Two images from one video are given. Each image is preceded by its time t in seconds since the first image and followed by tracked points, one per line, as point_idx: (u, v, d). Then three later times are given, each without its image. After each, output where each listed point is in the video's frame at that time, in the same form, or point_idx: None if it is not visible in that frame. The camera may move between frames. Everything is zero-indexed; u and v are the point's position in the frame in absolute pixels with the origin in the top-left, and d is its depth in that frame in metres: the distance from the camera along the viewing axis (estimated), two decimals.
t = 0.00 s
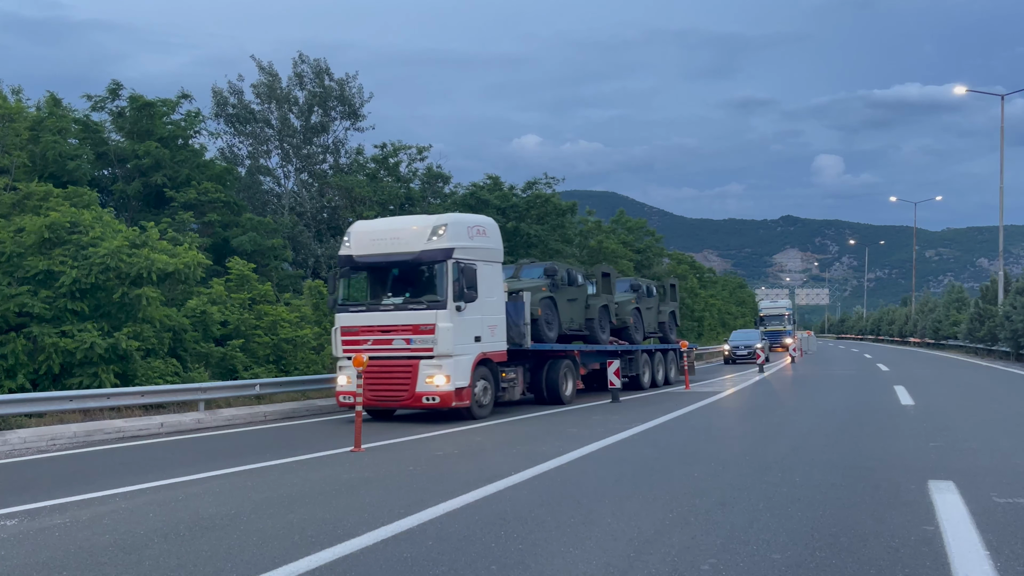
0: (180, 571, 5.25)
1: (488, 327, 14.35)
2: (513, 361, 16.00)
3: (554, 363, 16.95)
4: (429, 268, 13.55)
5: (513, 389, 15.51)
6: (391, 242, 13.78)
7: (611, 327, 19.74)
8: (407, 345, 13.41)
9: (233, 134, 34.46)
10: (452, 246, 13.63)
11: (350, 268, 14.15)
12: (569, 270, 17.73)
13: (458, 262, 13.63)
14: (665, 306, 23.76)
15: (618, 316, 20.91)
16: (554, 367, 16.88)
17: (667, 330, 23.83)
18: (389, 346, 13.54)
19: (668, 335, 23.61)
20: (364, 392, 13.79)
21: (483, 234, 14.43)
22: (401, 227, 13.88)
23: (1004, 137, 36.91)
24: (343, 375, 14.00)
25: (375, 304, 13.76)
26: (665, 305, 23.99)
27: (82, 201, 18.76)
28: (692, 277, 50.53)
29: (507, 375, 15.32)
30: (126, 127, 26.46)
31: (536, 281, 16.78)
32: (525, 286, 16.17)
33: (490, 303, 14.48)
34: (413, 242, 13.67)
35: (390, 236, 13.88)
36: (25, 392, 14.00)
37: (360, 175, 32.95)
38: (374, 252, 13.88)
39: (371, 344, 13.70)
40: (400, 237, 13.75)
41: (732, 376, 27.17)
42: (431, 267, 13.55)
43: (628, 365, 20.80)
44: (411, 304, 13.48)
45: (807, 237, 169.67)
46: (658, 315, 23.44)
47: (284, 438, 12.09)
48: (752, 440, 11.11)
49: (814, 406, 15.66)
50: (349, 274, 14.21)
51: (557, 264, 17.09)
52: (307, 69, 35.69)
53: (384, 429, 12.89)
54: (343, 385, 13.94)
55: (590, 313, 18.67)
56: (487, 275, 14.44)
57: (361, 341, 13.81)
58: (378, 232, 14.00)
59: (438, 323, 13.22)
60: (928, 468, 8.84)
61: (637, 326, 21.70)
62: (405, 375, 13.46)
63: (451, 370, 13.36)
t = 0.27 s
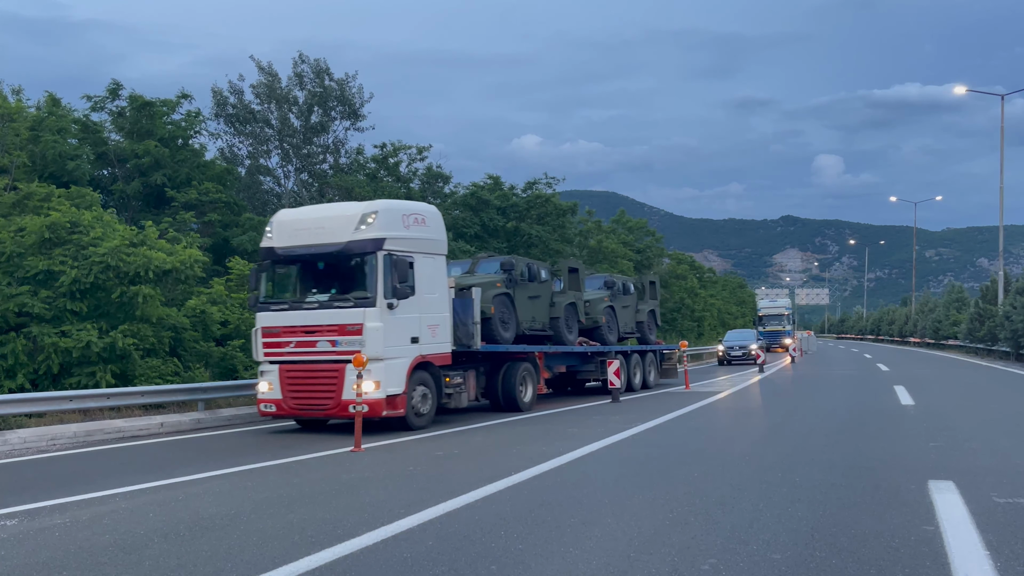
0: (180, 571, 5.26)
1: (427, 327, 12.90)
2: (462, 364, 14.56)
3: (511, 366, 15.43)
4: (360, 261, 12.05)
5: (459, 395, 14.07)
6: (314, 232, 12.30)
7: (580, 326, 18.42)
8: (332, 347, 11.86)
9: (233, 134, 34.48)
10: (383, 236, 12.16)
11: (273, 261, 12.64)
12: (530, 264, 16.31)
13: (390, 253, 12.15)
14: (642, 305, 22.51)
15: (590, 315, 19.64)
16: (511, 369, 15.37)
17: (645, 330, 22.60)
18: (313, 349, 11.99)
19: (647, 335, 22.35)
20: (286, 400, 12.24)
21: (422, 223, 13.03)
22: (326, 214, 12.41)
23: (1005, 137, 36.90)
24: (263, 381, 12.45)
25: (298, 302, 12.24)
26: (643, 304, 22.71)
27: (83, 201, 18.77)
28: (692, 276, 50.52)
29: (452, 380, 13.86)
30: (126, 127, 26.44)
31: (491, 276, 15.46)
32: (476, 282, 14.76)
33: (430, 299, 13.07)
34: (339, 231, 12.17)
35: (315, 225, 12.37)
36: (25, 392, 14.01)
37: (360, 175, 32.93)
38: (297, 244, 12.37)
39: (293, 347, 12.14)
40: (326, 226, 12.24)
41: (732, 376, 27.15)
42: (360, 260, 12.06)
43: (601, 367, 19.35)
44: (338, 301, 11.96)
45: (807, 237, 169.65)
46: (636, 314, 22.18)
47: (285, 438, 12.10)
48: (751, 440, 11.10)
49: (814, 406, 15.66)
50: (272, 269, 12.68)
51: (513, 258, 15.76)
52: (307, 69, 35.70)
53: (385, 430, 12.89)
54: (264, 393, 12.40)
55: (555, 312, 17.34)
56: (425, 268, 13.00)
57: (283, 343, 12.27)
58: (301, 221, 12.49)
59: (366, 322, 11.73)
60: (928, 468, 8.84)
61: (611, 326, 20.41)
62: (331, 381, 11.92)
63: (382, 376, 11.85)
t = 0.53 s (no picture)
0: (181, 571, 5.25)
1: (350, 327, 11.36)
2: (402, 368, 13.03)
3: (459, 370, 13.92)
4: (269, 252, 10.56)
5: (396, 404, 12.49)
6: (218, 219, 10.80)
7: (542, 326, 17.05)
8: (236, 350, 10.37)
9: (233, 134, 34.49)
10: (296, 223, 10.68)
11: (176, 252, 11.12)
12: (483, 258, 15.01)
13: (303, 243, 10.65)
14: (616, 304, 21.22)
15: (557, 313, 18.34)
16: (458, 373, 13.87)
17: (621, 330, 21.28)
18: (216, 351, 10.51)
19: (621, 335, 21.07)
20: (188, 409, 10.79)
21: (344, 209, 11.48)
22: (232, 198, 10.90)
23: (1004, 137, 36.89)
24: (165, 387, 11.00)
25: (202, 299, 10.72)
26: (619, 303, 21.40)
27: (83, 201, 18.76)
28: (692, 276, 50.54)
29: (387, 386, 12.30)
30: (126, 127, 26.44)
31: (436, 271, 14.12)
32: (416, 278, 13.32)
33: (355, 295, 11.52)
34: (244, 219, 10.71)
35: (220, 212, 10.87)
36: (25, 392, 14.00)
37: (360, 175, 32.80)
38: (201, 233, 10.88)
39: (194, 349, 10.66)
40: (231, 213, 10.75)
41: (733, 377, 27.13)
42: (269, 251, 10.58)
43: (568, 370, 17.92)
44: (243, 297, 10.48)
45: (807, 237, 169.64)
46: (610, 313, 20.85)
47: (285, 437, 12.09)
48: (752, 440, 11.10)
49: (814, 406, 15.65)
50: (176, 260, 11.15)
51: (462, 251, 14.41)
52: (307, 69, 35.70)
53: (385, 430, 12.90)
54: (165, 401, 10.96)
55: (512, 312, 16.03)
56: (349, 259, 11.43)
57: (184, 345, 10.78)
58: (206, 206, 10.98)
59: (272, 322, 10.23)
60: (928, 468, 8.84)
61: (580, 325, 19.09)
62: (235, 388, 10.45)
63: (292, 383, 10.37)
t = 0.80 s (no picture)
0: (180, 571, 5.25)
1: (251, 327, 9.84)
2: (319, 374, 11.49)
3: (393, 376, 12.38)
4: (151, 238, 9.05)
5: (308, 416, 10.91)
6: (96, 201, 9.33)
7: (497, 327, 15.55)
8: (110, 353, 8.88)
9: (233, 134, 34.47)
10: (183, 206, 9.17)
11: (51, 239, 9.59)
12: (425, 252, 13.66)
13: (191, 229, 9.15)
14: (587, 303, 19.68)
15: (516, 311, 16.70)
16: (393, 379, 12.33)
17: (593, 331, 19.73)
18: (89, 354, 9.00)
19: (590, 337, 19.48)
20: (59, 421, 9.26)
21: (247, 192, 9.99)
22: (113, 177, 9.40)
23: (1005, 137, 36.88)
24: (36, 396, 9.48)
25: (76, 295, 9.18)
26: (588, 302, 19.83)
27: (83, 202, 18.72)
28: (691, 276, 50.52)
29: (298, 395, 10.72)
30: (126, 127, 26.43)
31: (369, 264, 12.73)
32: (340, 274, 11.95)
33: (259, 291, 9.99)
34: (123, 200, 9.20)
35: (99, 192, 9.39)
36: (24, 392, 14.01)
37: (359, 175, 32.56)
38: (77, 217, 9.38)
39: (66, 352, 9.16)
40: (109, 193, 9.28)
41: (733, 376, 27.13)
42: (151, 237, 9.07)
43: (528, 374, 16.42)
44: (119, 293, 8.96)
45: (807, 237, 169.56)
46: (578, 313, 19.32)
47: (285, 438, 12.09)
48: (753, 440, 11.10)
49: (814, 406, 15.66)
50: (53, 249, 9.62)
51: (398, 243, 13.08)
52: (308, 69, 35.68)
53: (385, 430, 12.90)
54: (34, 411, 9.43)
55: (461, 310, 14.51)
56: (251, 250, 9.92)
57: (56, 347, 9.28)
58: (84, 185, 9.50)
59: (150, 319, 8.72)
60: (928, 468, 8.84)
61: (545, 325, 17.50)
62: (109, 397, 8.93)
63: (174, 393, 8.84)
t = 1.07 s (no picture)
0: (181, 571, 5.25)
1: (116, 328, 8.25)
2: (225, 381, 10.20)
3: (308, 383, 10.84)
4: None
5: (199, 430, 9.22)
6: None
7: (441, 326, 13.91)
8: None
9: (233, 134, 34.49)
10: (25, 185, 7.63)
11: None
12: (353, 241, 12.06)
13: (34, 211, 7.61)
14: (554, 300, 18.05)
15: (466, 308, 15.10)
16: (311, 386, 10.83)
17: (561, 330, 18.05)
18: None
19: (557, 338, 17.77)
20: None
21: (114, 170, 8.44)
22: None
23: (1005, 137, 36.85)
24: None
25: None
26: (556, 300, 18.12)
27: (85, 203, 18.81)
28: (692, 276, 50.48)
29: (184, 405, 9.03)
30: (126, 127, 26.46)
31: (284, 255, 11.23)
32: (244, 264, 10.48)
33: (128, 285, 8.40)
34: None
35: None
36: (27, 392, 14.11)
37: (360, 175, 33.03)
38: None
39: None
40: None
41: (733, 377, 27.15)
42: None
43: (482, 379, 14.72)
44: None
45: (807, 237, 169.54)
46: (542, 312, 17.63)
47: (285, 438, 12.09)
48: (752, 440, 11.09)
49: (814, 406, 15.67)
50: None
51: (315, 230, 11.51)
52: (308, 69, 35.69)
53: (386, 430, 12.90)
54: None
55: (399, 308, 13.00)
56: (117, 237, 8.36)
57: None
58: None
59: None
60: (928, 469, 8.84)
61: (503, 324, 15.82)
62: None
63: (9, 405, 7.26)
